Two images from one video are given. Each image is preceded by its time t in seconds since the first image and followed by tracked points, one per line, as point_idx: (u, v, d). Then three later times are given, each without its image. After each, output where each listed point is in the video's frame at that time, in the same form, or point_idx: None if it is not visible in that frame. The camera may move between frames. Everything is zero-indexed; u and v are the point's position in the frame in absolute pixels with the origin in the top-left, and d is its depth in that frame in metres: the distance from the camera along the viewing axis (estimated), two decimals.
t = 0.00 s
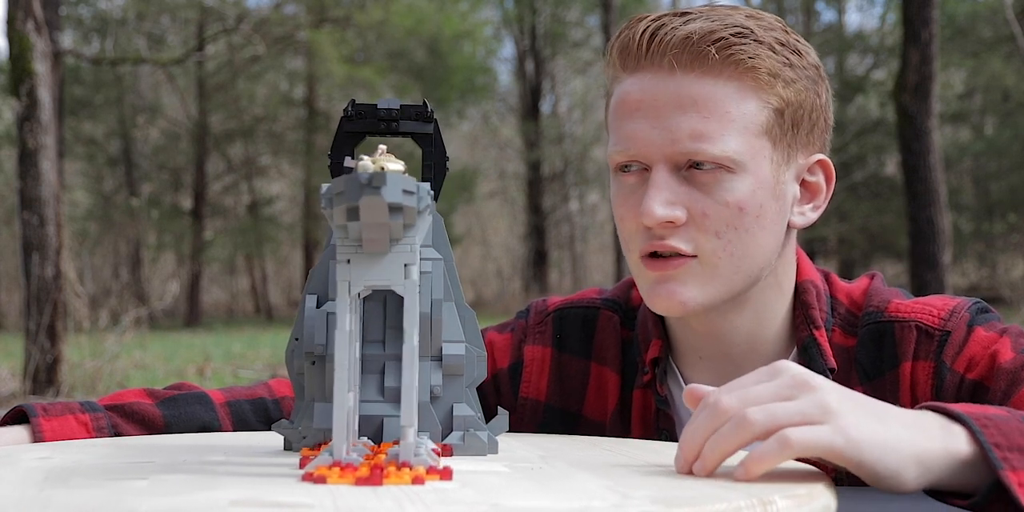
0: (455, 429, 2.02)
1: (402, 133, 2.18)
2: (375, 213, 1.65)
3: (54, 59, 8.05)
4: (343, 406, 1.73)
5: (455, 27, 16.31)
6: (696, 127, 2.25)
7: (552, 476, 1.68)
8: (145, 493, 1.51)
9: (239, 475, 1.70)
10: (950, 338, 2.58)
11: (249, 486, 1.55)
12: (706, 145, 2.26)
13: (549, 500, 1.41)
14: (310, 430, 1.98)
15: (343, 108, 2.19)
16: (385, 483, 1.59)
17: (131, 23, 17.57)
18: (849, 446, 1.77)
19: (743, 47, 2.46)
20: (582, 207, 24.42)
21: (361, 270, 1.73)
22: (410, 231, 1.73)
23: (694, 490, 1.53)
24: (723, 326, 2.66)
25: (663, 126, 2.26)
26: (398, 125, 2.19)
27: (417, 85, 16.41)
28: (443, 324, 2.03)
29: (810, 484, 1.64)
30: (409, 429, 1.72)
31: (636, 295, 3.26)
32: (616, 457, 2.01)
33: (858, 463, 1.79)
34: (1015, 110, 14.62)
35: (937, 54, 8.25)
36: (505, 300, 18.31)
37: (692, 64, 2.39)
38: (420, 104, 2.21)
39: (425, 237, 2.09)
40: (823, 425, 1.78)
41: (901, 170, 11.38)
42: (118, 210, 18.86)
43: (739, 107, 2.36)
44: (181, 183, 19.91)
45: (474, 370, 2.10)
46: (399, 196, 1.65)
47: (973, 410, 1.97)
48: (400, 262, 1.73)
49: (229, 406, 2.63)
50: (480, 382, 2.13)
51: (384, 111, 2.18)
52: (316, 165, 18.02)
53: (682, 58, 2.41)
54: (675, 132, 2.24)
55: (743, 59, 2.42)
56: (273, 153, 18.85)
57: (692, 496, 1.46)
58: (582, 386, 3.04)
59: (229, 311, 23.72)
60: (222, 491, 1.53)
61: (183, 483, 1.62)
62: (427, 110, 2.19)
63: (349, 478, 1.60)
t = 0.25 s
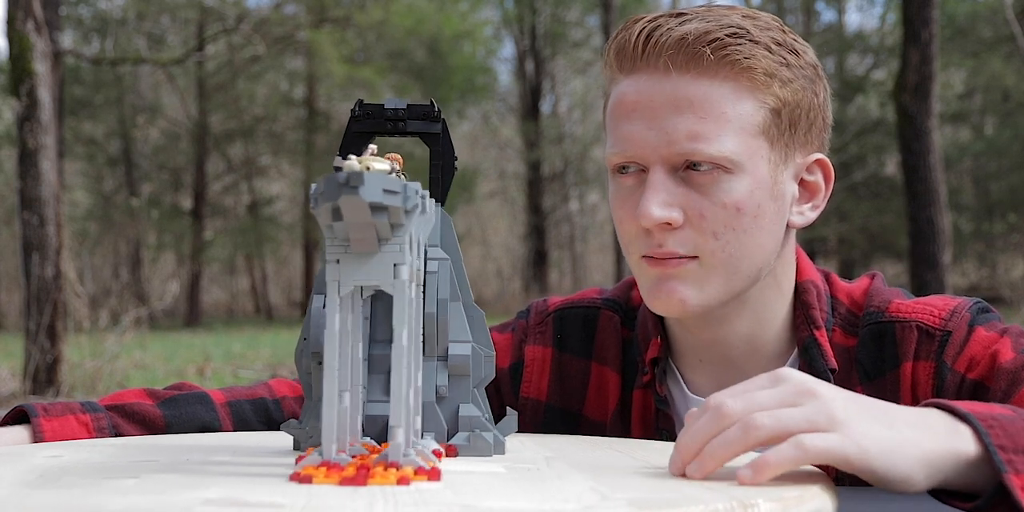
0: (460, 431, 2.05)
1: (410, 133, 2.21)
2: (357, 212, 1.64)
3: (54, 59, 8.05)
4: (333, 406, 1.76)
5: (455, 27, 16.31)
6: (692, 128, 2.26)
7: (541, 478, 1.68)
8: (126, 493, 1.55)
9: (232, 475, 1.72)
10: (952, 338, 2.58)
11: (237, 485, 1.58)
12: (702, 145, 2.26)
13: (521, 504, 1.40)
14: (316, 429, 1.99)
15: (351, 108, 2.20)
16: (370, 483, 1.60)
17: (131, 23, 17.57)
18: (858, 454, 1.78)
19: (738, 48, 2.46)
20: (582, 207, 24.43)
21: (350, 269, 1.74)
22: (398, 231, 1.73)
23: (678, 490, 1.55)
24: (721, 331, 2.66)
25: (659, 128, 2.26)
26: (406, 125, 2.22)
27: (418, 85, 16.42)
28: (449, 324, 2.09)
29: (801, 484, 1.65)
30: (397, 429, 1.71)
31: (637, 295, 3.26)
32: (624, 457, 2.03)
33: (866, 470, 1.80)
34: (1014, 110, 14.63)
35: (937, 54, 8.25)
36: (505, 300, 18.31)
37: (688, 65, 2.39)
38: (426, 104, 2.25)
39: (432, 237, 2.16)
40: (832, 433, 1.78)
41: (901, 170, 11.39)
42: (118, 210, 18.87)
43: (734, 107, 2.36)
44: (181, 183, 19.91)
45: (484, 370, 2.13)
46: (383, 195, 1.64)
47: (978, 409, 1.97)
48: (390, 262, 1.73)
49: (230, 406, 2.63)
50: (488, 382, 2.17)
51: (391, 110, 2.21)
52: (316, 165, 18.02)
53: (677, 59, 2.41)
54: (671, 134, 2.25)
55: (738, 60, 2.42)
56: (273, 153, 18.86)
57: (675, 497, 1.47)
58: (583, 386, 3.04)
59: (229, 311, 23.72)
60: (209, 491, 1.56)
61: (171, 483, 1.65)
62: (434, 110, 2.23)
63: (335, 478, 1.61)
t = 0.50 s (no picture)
0: (468, 431, 2.13)
1: (420, 131, 2.29)
2: (326, 213, 1.68)
3: (54, 59, 8.05)
4: (315, 404, 1.84)
5: (455, 27, 16.30)
6: (692, 128, 2.26)
7: (518, 478, 1.72)
8: (95, 491, 1.61)
9: (212, 472, 1.78)
10: (951, 338, 2.58)
11: (210, 484, 1.63)
12: (702, 145, 2.26)
13: (474, 505, 1.44)
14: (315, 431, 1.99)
15: (364, 109, 2.32)
16: (344, 483, 1.66)
17: (131, 23, 17.58)
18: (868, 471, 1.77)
19: (738, 48, 2.46)
20: (582, 207, 24.44)
21: (331, 269, 1.81)
22: (378, 231, 1.78)
23: (646, 495, 1.55)
24: (723, 332, 2.66)
25: (659, 128, 2.26)
26: (416, 124, 2.30)
27: (417, 85, 16.42)
28: (458, 325, 2.18)
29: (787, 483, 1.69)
30: (380, 431, 1.78)
31: (637, 295, 3.26)
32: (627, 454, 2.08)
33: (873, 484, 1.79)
34: (1014, 110, 14.63)
35: (937, 54, 8.25)
36: (505, 300, 18.30)
37: (688, 64, 2.39)
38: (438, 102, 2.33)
39: (443, 237, 2.25)
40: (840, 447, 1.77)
41: (901, 170, 11.39)
42: (118, 210, 18.87)
43: (735, 107, 2.36)
44: (181, 183, 19.91)
45: (495, 371, 2.20)
46: (350, 195, 1.65)
47: (979, 411, 1.97)
48: (371, 262, 1.78)
49: (229, 406, 2.63)
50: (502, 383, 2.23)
51: (402, 111, 2.30)
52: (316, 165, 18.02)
53: (677, 59, 2.41)
54: (671, 134, 2.24)
55: (738, 60, 2.42)
56: (273, 153, 18.87)
57: (636, 502, 1.47)
58: (583, 386, 3.05)
59: (229, 311, 23.72)
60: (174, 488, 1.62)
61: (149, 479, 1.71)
62: (444, 110, 2.31)
63: (310, 478, 1.67)
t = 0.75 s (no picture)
0: (477, 432, 2.16)
1: (429, 131, 2.33)
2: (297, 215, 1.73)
3: (54, 59, 8.04)
4: (298, 405, 1.88)
5: (455, 27, 16.30)
6: (709, 130, 2.26)
7: (493, 478, 1.76)
8: (76, 489, 1.69)
9: (197, 473, 1.85)
10: (949, 338, 2.59)
11: (185, 484, 1.71)
12: (718, 147, 2.26)
13: (424, 505, 1.48)
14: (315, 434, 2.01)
15: (378, 108, 2.35)
16: (318, 483, 1.70)
17: (131, 23, 17.59)
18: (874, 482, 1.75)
19: (756, 51, 2.46)
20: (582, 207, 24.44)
21: (315, 270, 1.87)
22: (358, 231, 1.84)
23: (608, 496, 1.58)
24: (724, 333, 2.67)
25: (676, 128, 2.25)
26: (426, 124, 2.33)
27: (417, 85, 16.42)
28: (468, 325, 2.22)
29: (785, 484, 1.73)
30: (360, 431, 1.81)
31: (636, 295, 3.26)
32: (634, 452, 2.12)
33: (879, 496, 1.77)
34: (1015, 110, 14.63)
35: (937, 54, 8.25)
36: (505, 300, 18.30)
37: (705, 66, 2.39)
38: (449, 102, 2.36)
39: (456, 237, 2.29)
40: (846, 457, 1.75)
41: (901, 170, 11.39)
42: (118, 210, 18.87)
43: (750, 110, 2.37)
44: (181, 183, 19.91)
45: (506, 372, 2.22)
46: (316, 195, 1.69)
47: (978, 413, 1.97)
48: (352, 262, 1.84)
49: (229, 406, 2.64)
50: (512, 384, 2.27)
51: (412, 110, 2.33)
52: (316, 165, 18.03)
53: (694, 60, 2.41)
54: (688, 133, 2.24)
55: (756, 63, 2.43)
56: (273, 153, 18.89)
57: (589, 504, 1.51)
58: (582, 386, 3.05)
59: (229, 311, 23.72)
60: (144, 487, 1.69)
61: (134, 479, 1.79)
62: (455, 109, 2.34)
63: (285, 477, 1.72)
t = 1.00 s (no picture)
0: (482, 432, 2.16)
1: (440, 130, 2.36)
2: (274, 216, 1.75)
3: (54, 59, 8.04)
4: (286, 406, 1.90)
5: (455, 27, 16.30)
6: (706, 140, 2.27)
7: (473, 480, 1.76)
8: (60, 485, 1.73)
9: (183, 472, 1.86)
10: (948, 337, 2.59)
11: (163, 483, 1.73)
12: (716, 156, 2.27)
13: (384, 505, 1.49)
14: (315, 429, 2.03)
15: (389, 108, 2.41)
16: (296, 483, 1.71)
17: (131, 24, 17.59)
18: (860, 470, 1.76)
19: (751, 57, 2.44)
20: (582, 207, 24.46)
21: (297, 271, 1.89)
22: (341, 232, 1.85)
23: (579, 497, 1.59)
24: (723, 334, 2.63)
25: (672, 139, 2.27)
26: (436, 123, 2.37)
27: (417, 85, 16.42)
28: (474, 325, 2.23)
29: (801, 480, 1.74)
30: (343, 430, 1.83)
31: (634, 296, 3.27)
32: (645, 454, 2.11)
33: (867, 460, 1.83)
34: (1015, 110, 14.63)
35: (937, 54, 8.25)
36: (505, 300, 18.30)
37: (701, 75, 2.39)
38: (459, 101, 2.39)
39: (463, 237, 2.30)
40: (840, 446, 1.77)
41: (901, 170, 11.39)
42: (118, 210, 18.87)
43: (746, 115, 2.37)
44: (181, 183, 19.90)
45: (513, 372, 2.23)
46: (287, 194, 1.70)
47: (1000, 397, 1.89)
48: (335, 261, 1.85)
49: (229, 406, 2.63)
50: (523, 384, 2.26)
51: (422, 110, 2.37)
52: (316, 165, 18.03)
53: (689, 67, 2.40)
54: (685, 145, 2.26)
55: (751, 70, 2.41)
56: (274, 153, 18.91)
57: (552, 505, 1.52)
58: (581, 387, 3.05)
59: (229, 311, 23.72)
60: (123, 485, 1.72)
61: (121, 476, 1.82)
62: (465, 107, 2.37)
63: (263, 476, 1.73)
